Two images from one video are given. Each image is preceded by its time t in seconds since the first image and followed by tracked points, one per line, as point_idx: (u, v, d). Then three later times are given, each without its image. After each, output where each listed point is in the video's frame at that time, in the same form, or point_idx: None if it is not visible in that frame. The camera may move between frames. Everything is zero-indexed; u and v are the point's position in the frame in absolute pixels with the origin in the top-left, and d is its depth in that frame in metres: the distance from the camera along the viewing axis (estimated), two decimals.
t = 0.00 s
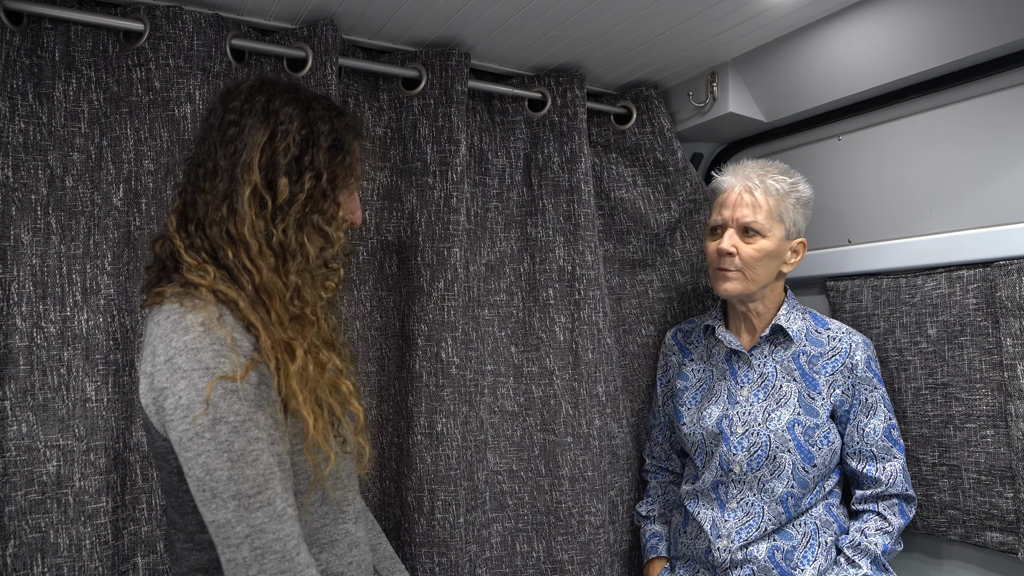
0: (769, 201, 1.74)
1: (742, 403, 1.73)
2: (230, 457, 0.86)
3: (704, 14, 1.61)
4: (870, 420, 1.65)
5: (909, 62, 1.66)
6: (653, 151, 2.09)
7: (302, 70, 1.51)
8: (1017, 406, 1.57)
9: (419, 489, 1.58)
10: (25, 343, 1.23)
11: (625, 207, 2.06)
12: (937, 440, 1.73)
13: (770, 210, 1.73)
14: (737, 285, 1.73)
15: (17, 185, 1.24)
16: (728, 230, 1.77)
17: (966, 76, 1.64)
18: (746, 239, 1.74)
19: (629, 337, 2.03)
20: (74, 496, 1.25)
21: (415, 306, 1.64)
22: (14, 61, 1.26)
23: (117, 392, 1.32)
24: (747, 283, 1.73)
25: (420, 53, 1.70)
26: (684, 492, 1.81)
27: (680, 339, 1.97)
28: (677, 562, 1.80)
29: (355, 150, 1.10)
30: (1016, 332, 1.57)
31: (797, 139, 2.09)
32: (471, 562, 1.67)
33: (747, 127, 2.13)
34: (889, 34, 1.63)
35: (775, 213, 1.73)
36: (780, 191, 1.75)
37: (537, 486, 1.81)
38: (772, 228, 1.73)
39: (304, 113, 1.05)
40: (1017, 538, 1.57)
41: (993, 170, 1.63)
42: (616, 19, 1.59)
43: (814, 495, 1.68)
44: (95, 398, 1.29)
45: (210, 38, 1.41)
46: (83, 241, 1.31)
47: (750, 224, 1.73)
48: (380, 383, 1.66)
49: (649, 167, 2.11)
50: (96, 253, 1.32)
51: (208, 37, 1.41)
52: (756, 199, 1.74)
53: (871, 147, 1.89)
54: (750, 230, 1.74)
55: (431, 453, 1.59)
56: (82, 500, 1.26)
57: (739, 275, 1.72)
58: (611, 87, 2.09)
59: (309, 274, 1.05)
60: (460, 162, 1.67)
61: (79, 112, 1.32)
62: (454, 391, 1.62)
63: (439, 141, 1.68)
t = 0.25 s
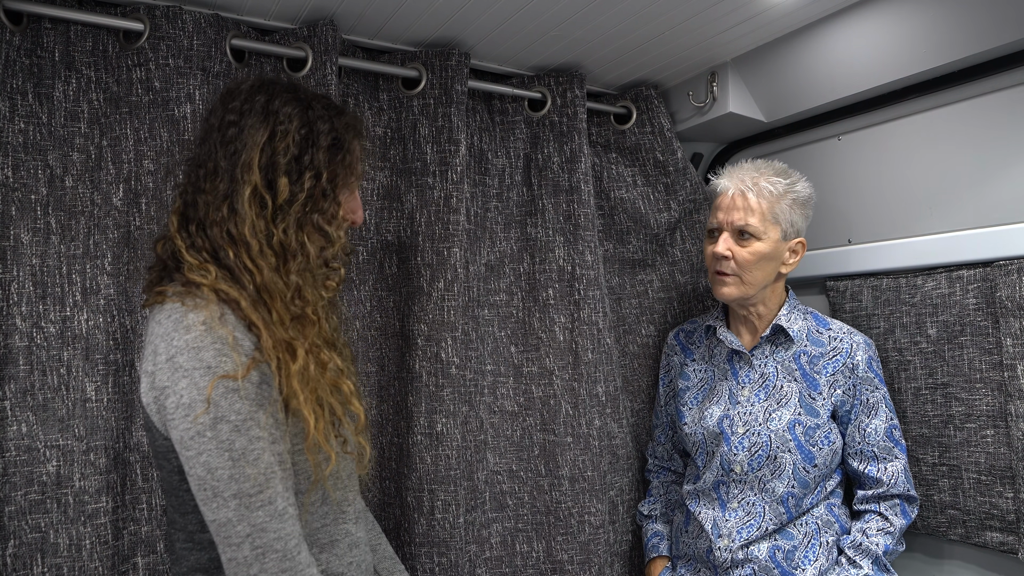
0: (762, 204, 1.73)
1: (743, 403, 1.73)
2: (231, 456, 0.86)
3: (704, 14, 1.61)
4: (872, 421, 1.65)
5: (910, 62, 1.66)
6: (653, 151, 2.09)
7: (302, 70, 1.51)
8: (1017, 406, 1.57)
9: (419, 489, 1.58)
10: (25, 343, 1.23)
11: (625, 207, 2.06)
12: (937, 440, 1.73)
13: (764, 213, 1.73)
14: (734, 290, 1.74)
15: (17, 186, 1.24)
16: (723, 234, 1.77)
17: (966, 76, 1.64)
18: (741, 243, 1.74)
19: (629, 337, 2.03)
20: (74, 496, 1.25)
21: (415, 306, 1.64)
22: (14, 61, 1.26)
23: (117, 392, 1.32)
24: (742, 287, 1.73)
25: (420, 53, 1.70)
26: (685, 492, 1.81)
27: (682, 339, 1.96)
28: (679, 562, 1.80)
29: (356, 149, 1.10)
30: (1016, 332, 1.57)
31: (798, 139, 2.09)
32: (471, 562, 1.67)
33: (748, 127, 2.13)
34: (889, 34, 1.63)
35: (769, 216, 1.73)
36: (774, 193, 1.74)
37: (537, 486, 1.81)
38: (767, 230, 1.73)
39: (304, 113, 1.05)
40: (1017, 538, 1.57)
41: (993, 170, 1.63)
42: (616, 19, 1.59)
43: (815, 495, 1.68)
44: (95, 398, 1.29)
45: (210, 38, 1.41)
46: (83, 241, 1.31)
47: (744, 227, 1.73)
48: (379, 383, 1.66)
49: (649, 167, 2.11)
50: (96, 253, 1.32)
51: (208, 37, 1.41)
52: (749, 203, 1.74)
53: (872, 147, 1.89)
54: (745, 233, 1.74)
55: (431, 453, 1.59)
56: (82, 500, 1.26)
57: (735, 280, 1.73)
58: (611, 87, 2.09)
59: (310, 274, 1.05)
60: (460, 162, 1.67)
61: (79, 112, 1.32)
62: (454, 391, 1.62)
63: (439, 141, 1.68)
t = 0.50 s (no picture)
0: (761, 204, 1.73)
1: (743, 403, 1.73)
2: (233, 455, 0.86)
3: (704, 14, 1.61)
4: (872, 421, 1.65)
5: (910, 62, 1.66)
6: (653, 151, 2.09)
7: (302, 70, 1.51)
8: (1017, 406, 1.57)
9: (419, 489, 1.58)
10: (25, 343, 1.23)
11: (625, 207, 2.06)
12: (937, 440, 1.73)
13: (763, 214, 1.73)
14: (734, 289, 1.73)
15: (17, 186, 1.24)
16: (723, 234, 1.77)
17: (966, 76, 1.64)
18: (741, 243, 1.74)
19: (629, 337, 2.03)
20: (74, 496, 1.25)
21: (415, 306, 1.64)
22: (14, 61, 1.26)
23: (117, 392, 1.32)
24: (741, 287, 1.73)
25: (420, 53, 1.70)
26: (685, 492, 1.81)
27: (682, 339, 1.96)
28: (679, 561, 1.80)
29: (357, 150, 1.10)
30: (1016, 332, 1.57)
31: (798, 139, 2.08)
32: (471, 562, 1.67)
33: (748, 127, 2.13)
34: (889, 34, 1.63)
35: (769, 216, 1.73)
36: (775, 193, 1.74)
37: (537, 486, 1.81)
38: (766, 231, 1.73)
39: (306, 114, 1.05)
40: (1017, 538, 1.57)
41: (993, 169, 1.63)
42: (616, 18, 1.59)
43: (816, 495, 1.68)
44: (95, 398, 1.29)
45: (209, 37, 1.41)
46: (83, 241, 1.31)
47: (743, 228, 1.73)
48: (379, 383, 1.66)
49: (649, 167, 2.11)
50: (96, 253, 1.32)
51: (208, 37, 1.41)
52: (749, 203, 1.74)
53: (872, 147, 1.89)
54: (745, 233, 1.74)
55: (431, 453, 1.59)
56: (82, 500, 1.26)
57: (735, 280, 1.73)
58: (611, 87, 2.09)
59: (311, 274, 1.05)
60: (460, 162, 1.67)
61: (79, 112, 1.32)
62: (454, 391, 1.62)
63: (439, 141, 1.68)
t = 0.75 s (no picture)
0: (766, 204, 1.73)
1: (744, 403, 1.73)
2: (239, 453, 0.86)
3: (703, 14, 1.61)
4: (872, 421, 1.65)
5: (910, 62, 1.66)
6: (653, 151, 2.09)
7: (302, 70, 1.51)
8: (1017, 406, 1.58)
9: (419, 489, 1.58)
10: (25, 343, 1.23)
11: (625, 207, 2.06)
12: (936, 439, 1.73)
13: (768, 213, 1.73)
14: (735, 289, 1.73)
15: (17, 186, 1.24)
16: (726, 233, 1.77)
17: (966, 76, 1.64)
18: (744, 243, 1.74)
19: (629, 337, 2.03)
20: (74, 496, 1.25)
21: (415, 306, 1.64)
22: (14, 61, 1.26)
23: (117, 392, 1.32)
24: (743, 287, 1.73)
25: (420, 53, 1.70)
26: (685, 492, 1.81)
27: (683, 339, 1.96)
28: (678, 561, 1.80)
29: (355, 143, 1.10)
30: (1016, 332, 1.57)
31: (798, 139, 2.08)
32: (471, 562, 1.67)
33: (748, 127, 2.13)
34: (888, 34, 1.63)
35: (772, 216, 1.73)
36: (778, 193, 1.74)
37: (537, 486, 1.81)
38: (770, 231, 1.73)
39: (302, 111, 1.05)
40: (1016, 538, 1.57)
41: (994, 169, 1.63)
42: (616, 18, 1.59)
43: (815, 495, 1.68)
44: (95, 398, 1.29)
45: (210, 37, 1.41)
46: (83, 241, 1.31)
47: (747, 226, 1.73)
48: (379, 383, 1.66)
49: (649, 167, 2.11)
50: (96, 253, 1.32)
51: (208, 37, 1.41)
52: (754, 202, 1.74)
53: (872, 147, 1.89)
54: (747, 233, 1.74)
55: (431, 453, 1.59)
56: (82, 500, 1.26)
57: (736, 279, 1.73)
58: (611, 87, 2.09)
59: (315, 274, 1.05)
60: (460, 162, 1.67)
61: (79, 112, 1.32)
62: (454, 391, 1.62)
63: (439, 141, 1.68)
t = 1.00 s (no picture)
0: (762, 203, 1.73)
1: (743, 403, 1.73)
2: (238, 453, 0.86)
3: (703, 14, 1.61)
4: (872, 422, 1.65)
5: (910, 62, 1.66)
6: (653, 152, 2.09)
7: (302, 70, 1.51)
8: (1017, 406, 1.58)
9: (419, 489, 1.58)
10: (24, 343, 1.23)
11: (625, 207, 2.06)
12: (936, 440, 1.73)
13: (762, 212, 1.73)
14: (734, 289, 1.73)
15: (17, 186, 1.24)
16: (722, 232, 1.77)
17: (966, 76, 1.64)
18: (739, 241, 1.74)
19: (629, 337, 2.04)
20: (74, 496, 1.25)
21: (415, 306, 1.64)
22: (14, 61, 1.26)
23: (117, 392, 1.32)
24: (742, 287, 1.73)
25: (420, 53, 1.70)
26: (684, 492, 1.81)
27: (682, 339, 1.96)
28: (677, 561, 1.80)
29: (356, 145, 1.11)
30: (1016, 333, 1.57)
31: (798, 139, 2.08)
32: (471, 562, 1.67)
33: (747, 127, 2.13)
34: (888, 34, 1.63)
35: (769, 215, 1.73)
36: (775, 193, 1.74)
37: (537, 486, 1.81)
38: (764, 229, 1.73)
39: (303, 113, 1.05)
40: (1016, 538, 1.57)
41: (993, 169, 1.63)
42: (616, 18, 1.59)
43: (814, 496, 1.68)
44: (95, 398, 1.29)
45: (210, 37, 1.41)
46: (83, 241, 1.31)
47: (742, 225, 1.73)
48: (378, 383, 1.66)
49: (649, 167, 2.11)
50: (96, 253, 1.32)
51: (208, 37, 1.41)
52: (749, 201, 1.74)
53: (872, 147, 1.89)
54: (745, 233, 1.74)
55: (431, 453, 1.59)
56: (82, 500, 1.26)
57: (734, 280, 1.73)
58: (611, 87, 2.09)
59: (314, 276, 1.05)
60: (460, 162, 1.67)
61: (79, 112, 1.32)
62: (454, 391, 1.62)
63: (439, 141, 1.68)
